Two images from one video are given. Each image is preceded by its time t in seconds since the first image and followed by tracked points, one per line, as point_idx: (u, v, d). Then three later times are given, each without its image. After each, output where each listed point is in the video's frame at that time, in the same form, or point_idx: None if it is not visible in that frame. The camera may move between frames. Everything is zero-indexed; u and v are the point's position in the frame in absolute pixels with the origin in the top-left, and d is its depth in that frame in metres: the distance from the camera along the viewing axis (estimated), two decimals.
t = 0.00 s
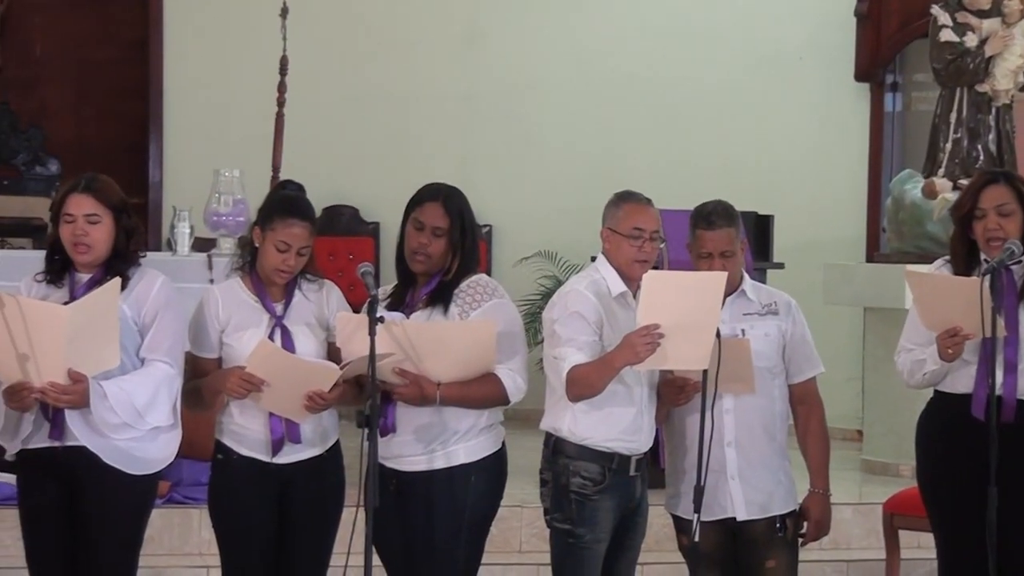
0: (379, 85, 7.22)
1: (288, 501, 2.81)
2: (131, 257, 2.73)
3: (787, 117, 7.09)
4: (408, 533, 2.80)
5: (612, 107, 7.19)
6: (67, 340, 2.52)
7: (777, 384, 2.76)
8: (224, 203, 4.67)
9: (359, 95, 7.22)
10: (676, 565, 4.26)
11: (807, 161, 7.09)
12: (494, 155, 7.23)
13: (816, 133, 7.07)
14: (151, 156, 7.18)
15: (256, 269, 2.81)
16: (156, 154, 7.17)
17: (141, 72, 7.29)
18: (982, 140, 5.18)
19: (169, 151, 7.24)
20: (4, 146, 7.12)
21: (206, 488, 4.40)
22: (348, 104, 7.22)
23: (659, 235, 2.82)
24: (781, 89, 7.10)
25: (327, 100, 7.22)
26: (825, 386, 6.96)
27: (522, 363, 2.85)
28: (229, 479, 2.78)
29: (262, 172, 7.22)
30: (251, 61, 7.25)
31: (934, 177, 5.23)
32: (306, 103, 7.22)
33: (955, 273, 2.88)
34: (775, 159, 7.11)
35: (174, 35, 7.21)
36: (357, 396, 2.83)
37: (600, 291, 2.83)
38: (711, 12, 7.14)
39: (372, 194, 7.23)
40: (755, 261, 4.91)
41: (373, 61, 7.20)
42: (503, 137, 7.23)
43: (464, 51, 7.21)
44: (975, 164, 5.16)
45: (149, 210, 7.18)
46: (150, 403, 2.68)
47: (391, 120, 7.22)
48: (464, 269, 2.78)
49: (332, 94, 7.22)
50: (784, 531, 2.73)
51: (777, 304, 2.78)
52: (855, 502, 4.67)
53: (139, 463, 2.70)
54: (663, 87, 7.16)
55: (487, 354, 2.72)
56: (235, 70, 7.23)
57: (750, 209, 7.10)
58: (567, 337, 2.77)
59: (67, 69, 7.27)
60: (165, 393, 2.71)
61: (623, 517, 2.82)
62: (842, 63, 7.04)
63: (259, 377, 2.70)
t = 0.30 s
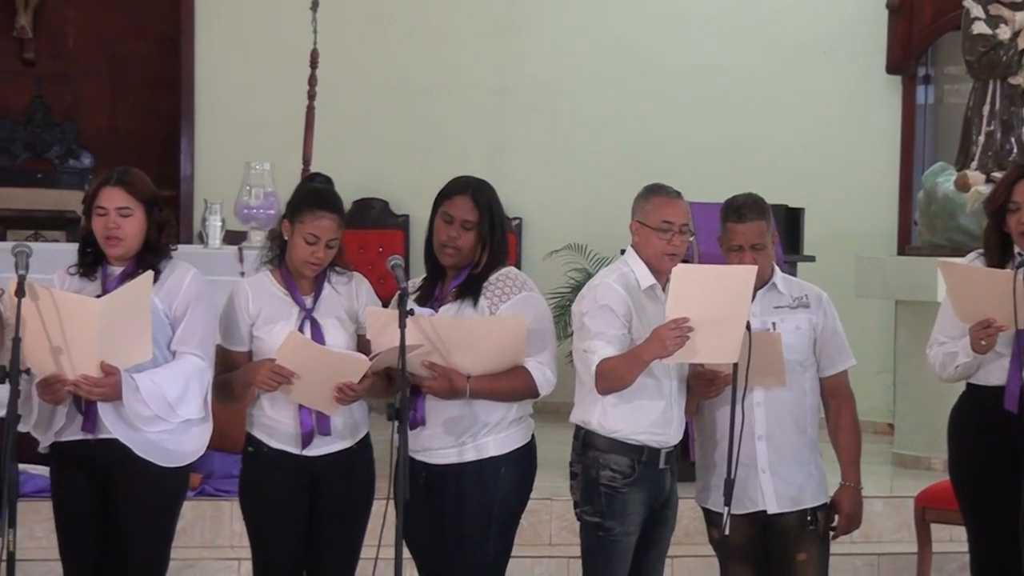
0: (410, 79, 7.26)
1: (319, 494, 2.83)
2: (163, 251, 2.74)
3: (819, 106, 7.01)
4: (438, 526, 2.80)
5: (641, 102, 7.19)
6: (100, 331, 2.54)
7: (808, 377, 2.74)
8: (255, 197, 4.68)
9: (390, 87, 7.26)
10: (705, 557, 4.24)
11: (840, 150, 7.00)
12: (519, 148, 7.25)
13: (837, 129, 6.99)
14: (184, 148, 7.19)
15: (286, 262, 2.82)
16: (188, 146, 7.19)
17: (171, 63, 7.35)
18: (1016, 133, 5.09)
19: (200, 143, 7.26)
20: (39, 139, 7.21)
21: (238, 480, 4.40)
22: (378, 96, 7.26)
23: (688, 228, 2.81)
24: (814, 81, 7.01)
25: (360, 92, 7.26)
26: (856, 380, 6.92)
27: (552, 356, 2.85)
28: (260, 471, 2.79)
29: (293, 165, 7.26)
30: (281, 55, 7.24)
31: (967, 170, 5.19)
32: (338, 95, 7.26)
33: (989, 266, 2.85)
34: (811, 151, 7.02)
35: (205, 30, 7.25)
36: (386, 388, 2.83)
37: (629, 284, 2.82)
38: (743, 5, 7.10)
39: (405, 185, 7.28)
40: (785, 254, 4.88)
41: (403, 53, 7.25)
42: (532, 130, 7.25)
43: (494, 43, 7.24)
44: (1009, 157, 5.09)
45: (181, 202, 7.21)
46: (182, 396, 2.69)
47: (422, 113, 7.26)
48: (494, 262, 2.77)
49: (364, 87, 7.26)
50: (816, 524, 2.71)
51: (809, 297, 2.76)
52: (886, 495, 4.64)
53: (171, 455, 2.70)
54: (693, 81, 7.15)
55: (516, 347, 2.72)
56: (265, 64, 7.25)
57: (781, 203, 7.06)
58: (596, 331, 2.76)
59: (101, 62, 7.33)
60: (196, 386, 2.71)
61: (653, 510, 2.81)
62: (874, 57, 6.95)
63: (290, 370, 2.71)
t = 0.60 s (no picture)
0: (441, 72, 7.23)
1: (351, 486, 2.83)
2: (195, 244, 2.76)
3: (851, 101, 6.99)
4: (468, 518, 2.80)
5: (671, 96, 7.17)
6: (133, 323, 2.55)
7: (841, 369, 2.73)
8: (287, 189, 4.71)
9: (419, 82, 7.23)
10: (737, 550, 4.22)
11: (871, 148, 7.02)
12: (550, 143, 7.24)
13: (872, 119, 6.97)
14: (215, 141, 7.20)
15: (317, 254, 2.83)
16: (219, 140, 7.19)
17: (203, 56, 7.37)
18: None
19: (232, 136, 7.24)
20: (72, 133, 7.22)
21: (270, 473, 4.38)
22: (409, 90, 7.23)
23: (719, 220, 2.80)
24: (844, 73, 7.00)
25: (389, 86, 7.22)
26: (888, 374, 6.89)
27: (582, 348, 2.85)
28: (291, 464, 2.80)
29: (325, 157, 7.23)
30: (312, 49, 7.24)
31: (1002, 162, 5.16)
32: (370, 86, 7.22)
33: None
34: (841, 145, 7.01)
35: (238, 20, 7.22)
36: (417, 380, 2.83)
37: (659, 276, 2.81)
38: None
39: (436, 179, 7.25)
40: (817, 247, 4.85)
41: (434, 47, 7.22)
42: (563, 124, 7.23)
43: (525, 36, 7.22)
44: None
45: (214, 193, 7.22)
46: (213, 388, 2.71)
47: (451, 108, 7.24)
48: (524, 255, 2.77)
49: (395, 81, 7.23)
50: (848, 517, 2.70)
51: (841, 289, 2.75)
52: (919, 488, 4.62)
53: (203, 448, 2.71)
54: (722, 75, 7.14)
55: (547, 339, 2.73)
56: (296, 58, 7.22)
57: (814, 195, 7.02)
58: (626, 323, 2.76)
59: (132, 56, 7.35)
60: (228, 378, 2.73)
61: (684, 503, 2.81)
62: (906, 49, 6.91)
63: (321, 362, 2.72)
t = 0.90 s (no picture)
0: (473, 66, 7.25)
1: (380, 481, 2.82)
2: (226, 239, 2.76)
3: (880, 95, 6.96)
4: (497, 513, 2.81)
5: (697, 91, 7.17)
6: (165, 317, 2.56)
7: (871, 365, 2.73)
8: (317, 184, 4.70)
9: (448, 77, 7.25)
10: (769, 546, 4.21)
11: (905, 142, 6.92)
12: (576, 138, 7.24)
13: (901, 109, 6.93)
14: (246, 137, 7.17)
15: (347, 249, 2.84)
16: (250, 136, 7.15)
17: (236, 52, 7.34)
18: None
19: (264, 131, 7.22)
20: (105, 128, 7.24)
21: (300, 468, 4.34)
22: (440, 85, 7.26)
23: (749, 215, 2.80)
24: (870, 66, 6.96)
25: (418, 83, 7.25)
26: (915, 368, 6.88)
27: (612, 343, 2.85)
28: (320, 458, 2.79)
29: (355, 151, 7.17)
30: (345, 42, 7.19)
31: None
32: (399, 82, 7.26)
33: None
34: (865, 140, 6.99)
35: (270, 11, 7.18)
36: (446, 375, 2.84)
37: (689, 271, 2.81)
38: None
39: (461, 172, 7.27)
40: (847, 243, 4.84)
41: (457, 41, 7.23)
42: (591, 119, 7.23)
43: (553, 30, 7.22)
44: None
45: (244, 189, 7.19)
46: (244, 382, 2.71)
47: (481, 102, 7.25)
48: (554, 250, 2.78)
49: (424, 74, 7.25)
50: (879, 512, 2.69)
51: (872, 285, 2.74)
52: (950, 484, 4.62)
53: (233, 442, 2.72)
54: (749, 70, 7.12)
55: (576, 334, 2.72)
56: (322, 52, 7.18)
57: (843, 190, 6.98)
58: (656, 318, 2.76)
59: (162, 50, 7.35)
60: (259, 373, 2.73)
61: (714, 498, 2.80)
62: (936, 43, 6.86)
63: (350, 356, 2.71)
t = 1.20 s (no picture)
0: (502, 62, 7.20)
1: (406, 478, 2.81)
2: (256, 235, 2.78)
3: (904, 93, 7.04)
4: (526, 509, 2.81)
5: (722, 88, 7.17)
6: (195, 313, 2.56)
7: (902, 361, 2.72)
8: (345, 180, 4.70)
9: (476, 72, 7.20)
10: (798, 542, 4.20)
11: (925, 138, 7.01)
12: (602, 134, 7.21)
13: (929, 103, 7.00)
14: (275, 133, 7.13)
15: (376, 244, 2.84)
16: (279, 133, 7.12)
17: (263, 46, 7.37)
18: None
19: (293, 128, 7.17)
20: (135, 124, 7.30)
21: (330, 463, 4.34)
22: (467, 81, 7.20)
23: (778, 211, 2.80)
24: (900, 61, 7.03)
25: (445, 77, 7.19)
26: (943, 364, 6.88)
27: (641, 339, 2.84)
28: (349, 454, 2.78)
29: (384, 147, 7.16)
30: (374, 38, 7.16)
31: None
32: (429, 78, 7.18)
33: None
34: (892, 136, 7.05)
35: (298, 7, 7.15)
36: (474, 371, 2.84)
37: (718, 267, 2.81)
38: None
39: (488, 169, 7.23)
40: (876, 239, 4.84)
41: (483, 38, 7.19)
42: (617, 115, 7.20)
43: (582, 27, 7.18)
44: None
45: (273, 185, 7.17)
46: (274, 378, 2.71)
47: (509, 99, 7.21)
48: (583, 247, 2.77)
49: (451, 70, 7.19)
50: (909, 509, 2.69)
51: (902, 281, 2.74)
52: (981, 480, 4.61)
53: (262, 438, 2.72)
54: (774, 67, 7.13)
55: (606, 330, 2.72)
56: (349, 48, 7.15)
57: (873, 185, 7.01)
58: (685, 314, 2.76)
59: (191, 46, 7.37)
60: (288, 369, 2.74)
61: (744, 494, 2.81)
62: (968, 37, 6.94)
63: (379, 352, 2.71)
